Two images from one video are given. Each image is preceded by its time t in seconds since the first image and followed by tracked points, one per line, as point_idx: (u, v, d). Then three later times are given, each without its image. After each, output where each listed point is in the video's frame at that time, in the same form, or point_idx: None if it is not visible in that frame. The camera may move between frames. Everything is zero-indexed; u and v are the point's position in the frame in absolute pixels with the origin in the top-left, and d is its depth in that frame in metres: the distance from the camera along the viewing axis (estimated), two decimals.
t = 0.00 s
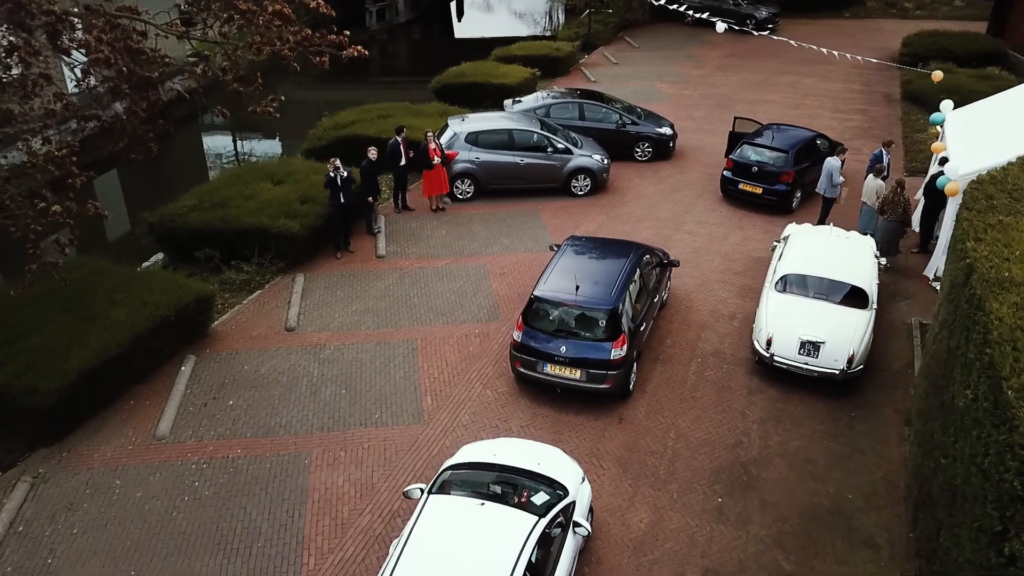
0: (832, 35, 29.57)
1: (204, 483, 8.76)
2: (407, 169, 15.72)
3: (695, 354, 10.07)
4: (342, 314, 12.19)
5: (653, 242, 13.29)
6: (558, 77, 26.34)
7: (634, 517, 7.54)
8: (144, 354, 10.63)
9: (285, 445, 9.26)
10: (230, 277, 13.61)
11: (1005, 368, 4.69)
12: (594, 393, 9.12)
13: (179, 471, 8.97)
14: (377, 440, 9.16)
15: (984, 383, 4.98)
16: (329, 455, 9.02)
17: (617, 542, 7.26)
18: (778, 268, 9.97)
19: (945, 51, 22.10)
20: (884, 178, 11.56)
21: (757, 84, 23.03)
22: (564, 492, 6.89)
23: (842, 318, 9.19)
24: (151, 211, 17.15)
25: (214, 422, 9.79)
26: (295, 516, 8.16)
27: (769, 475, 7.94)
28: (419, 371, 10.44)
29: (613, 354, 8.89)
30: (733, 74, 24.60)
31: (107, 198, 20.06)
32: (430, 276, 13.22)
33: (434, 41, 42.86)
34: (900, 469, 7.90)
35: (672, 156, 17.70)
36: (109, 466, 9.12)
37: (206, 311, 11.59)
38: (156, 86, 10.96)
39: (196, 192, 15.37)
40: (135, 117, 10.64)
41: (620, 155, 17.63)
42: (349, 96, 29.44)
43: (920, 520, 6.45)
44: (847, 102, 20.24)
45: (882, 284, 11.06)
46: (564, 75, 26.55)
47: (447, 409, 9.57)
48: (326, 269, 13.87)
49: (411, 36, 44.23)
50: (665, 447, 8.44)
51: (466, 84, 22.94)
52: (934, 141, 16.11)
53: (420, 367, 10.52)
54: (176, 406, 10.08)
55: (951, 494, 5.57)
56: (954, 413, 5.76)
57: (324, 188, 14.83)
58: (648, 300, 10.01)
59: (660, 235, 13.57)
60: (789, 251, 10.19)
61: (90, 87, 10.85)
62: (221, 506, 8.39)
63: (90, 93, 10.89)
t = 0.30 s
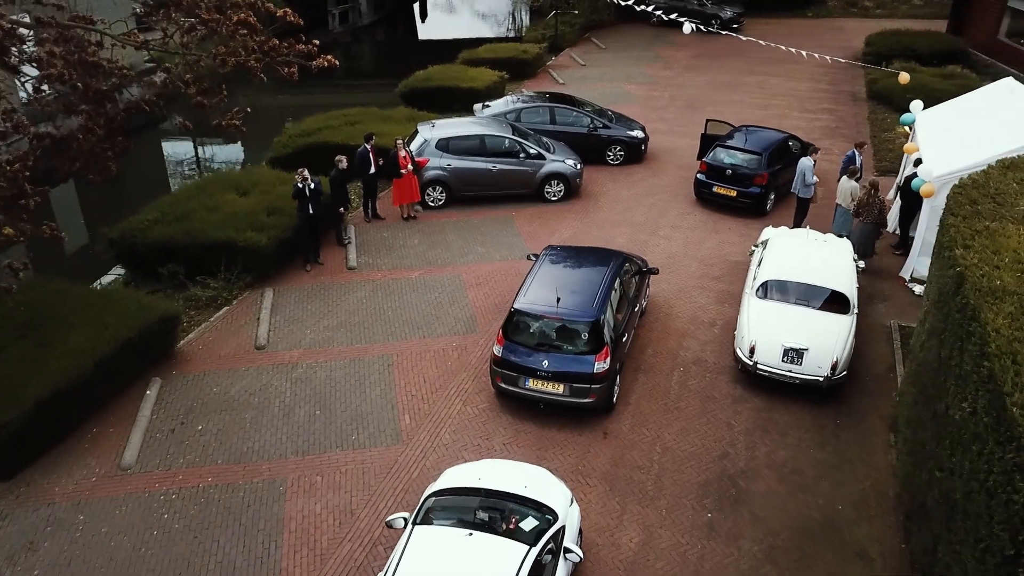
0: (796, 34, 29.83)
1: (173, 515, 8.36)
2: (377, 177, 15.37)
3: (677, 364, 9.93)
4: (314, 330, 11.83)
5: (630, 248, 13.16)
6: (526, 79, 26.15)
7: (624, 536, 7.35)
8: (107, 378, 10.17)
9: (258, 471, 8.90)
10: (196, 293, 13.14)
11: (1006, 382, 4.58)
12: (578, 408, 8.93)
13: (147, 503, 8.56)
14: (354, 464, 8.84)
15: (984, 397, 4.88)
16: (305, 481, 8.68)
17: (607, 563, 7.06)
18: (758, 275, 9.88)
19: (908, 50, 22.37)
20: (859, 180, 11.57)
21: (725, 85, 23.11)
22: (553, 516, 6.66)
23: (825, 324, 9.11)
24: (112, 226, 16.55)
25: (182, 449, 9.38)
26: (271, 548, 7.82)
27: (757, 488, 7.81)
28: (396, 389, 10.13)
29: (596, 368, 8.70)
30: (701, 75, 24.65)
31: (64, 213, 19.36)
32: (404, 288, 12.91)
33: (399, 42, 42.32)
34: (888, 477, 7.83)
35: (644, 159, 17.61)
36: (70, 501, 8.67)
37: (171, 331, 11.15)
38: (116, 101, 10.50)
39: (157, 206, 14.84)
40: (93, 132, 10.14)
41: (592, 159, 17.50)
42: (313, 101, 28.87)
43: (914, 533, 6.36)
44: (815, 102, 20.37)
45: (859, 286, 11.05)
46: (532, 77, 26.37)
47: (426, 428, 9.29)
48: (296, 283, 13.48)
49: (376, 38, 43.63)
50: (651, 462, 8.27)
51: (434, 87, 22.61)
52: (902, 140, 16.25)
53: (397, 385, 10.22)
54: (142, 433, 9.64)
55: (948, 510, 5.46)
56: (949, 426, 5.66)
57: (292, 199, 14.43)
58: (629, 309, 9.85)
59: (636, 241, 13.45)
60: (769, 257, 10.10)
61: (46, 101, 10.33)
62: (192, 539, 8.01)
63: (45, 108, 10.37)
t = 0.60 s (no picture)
0: (758, 34, 30.14)
1: (141, 551, 7.95)
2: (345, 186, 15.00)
3: (658, 373, 9.79)
4: (284, 347, 11.45)
5: (605, 254, 13.03)
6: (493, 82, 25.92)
7: (613, 556, 7.16)
8: (67, 405, 9.66)
9: (230, 500, 8.53)
10: (159, 311, 12.65)
11: (1006, 395, 4.50)
12: (560, 423, 8.73)
13: (112, 538, 8.13)
14: (332, 490, 8.53)
15: (982, 411, 4.79)
16: (280, 509, 8.34)
17: None
18: (738, 280, 9.79)
19: (868, 48, 22.74)
20: (832, 181, 11.57)
21: (692, 86, 23.16)
22: (542, 542, 6.46)
23: (806, 330, 9.05)
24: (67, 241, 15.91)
25: (148, 478, 8.96)
26: None
27: (745, 501, 7.70)
28: (371, 408, 9.82)
29: (579, 382, 8.51)
30: (667, 75, 24.68)
31: (17, 230, 18.61)
32: (376, 300, 12.59)
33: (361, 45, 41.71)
34: (875, 485, 7.79)
35: (615, 162, 17.52)
36: (28, 539, 8.19)
37: (134, 352, 10.67)
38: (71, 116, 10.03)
39: (115, 220, 14.28)
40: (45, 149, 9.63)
41: (563, 163, 17.34)
42: (275, 105, 28.23)
43: (907, 545, 6.29)
44: (780, 102, 20.53)
45: (835, 289, 11.05)
46: (498, 79, 26.15)
47: (405, 448, 9.01)
48: (264, 298, 13.07)
49: (337, 41, 42.93)
50: (637, 477, 8.10)
51: (400, 91, 22.24)
52: (868, 140, 16.40)
53: (373, 403, 9.91)
54: (105, 463, 9.19)
55: (946, 524, 5.38)
56: (943, 438, 5.59)
57: (257, 211, 13.99)
58: (609, 319, 9.68)
59: (610, 247, 13.32)
60: (747, 262, 10.02)
61: None
62: None
63: None
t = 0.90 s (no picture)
0: (724, 34, 30.30)
1: None
2: (314, 195, 14.61)
3: (641, 383, 9.62)
4: (255, 365, 11.06)
5: (581, 261, 12.85)
6: (461, 85, 25.63)
7: None
8: (25, 434, 9.14)
9: (202, 531, 8.15)
10: (121, 330, 12.15)
11: (1008, 411, 4.40)
12: (544, 439, 8.52)
13: None
14: (309, 517, 8.20)
15: (983, 427, 4.69)
16: (254, 539, 7.98)
17: None
18: (719, 287, 9.66)
19: (834, 48, 22.98)
20: (807, 183, 11.53)
21: (661, 86, 23.14)
22: (532, 570, 6.22)
23: (789, 338, 8.95)
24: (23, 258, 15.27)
25: (114, 511, 8.53)
26: None
27: (735, 515, 7.56)
28: (348, 428, 9.51)
29: (562, 397, 8.31)
30: (636, 77, 24.63)
31: None
32: (350, 314, 12.26)
33: (326, 48, 40.94)
34: (864, 494, 7.72)
35: (588, 166, 17.38)
36: None
37: (96, 375, 10.19)
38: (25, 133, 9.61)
39: (73, 235, 13.71)
40: None
41: (536, 168, 17.14)
42: (238, 111, 27.54)
43: (902, 559, 6.19)
44: (750, 102, 20.60)
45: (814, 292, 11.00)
46: (467, 82, 25.86)
47: (384, 470, 8.71)
48: (233, 313, 12.65)
49: (301, 44, 42.07)
50: (624, 493, 7.91)
51: (367, 96, 21.83)
52: (838, 140, 16.49)
53: (349, 424, 9.59)
54: (67, 495, 8.73)
55: (945, 540, 5.28)
56: (939, 452, 5.49)
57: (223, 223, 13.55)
58: (590, 330, 9.48)
59: (587, 253, 13.15)
60: (728, 268, 9.91)
61: None
62: None
63: None
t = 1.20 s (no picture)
0: (685, 33, 30.39)
1: None
2: (276, 207, 14.12)
3: (620, 396, 9.42)
4: (219, 389, 10.60)
5: (554, 269, 12.63)
6: (424, 89, 25.24)
7: None
8: None
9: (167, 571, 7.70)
10: (75, 354, 11.55)
11: (1012, 430, 4.28)
12: (524, 460, 8.26)
13: None
14: (281, 551, 7.81)
15: (983, 446, 4.57)
16: None
17: None
18: (697, 296, 9.51)
19: (795, 47, 23.15)
20: (779, 186, 11.46)
21: (626, 88, 23.07)
22: None
23: (769, 346, 8.84)
24: None
25: (70, 553, 8.02)
26: None
27: (722, 533, 7.39)
28: (318, 454, 9.13)
29: (543, 416, 8.06)
30: (600, 78, 24.52)
31: None
32: (317, 330, 11.84)
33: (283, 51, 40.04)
34: (849, 506, 7.62)
35: (555, 171, 17.18)
36: None
37: (49, 405, 9.61)
38: None
39: (19, 254, 13.02)
40: None
41: (503, 174, 16.88)
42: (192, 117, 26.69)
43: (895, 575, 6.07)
44: (714, 102, 20.61)
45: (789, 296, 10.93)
46: (430, 86, 25.48)
47: (359, 498, 8.36)
48: (194, 333, 12.14)
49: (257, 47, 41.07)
50: (609, 513, 7.69)
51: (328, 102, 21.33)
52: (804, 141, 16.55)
53: (320, 449, 9.21)
54: (18, 537, 8.18)
55: (944, 560, 5.15)
56: (933, 468, 5.37)
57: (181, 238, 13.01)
58: (568, 343, 9.25)
59: (559, 261, 12.93)
60: (705, 276, 9.77)
61: None
62: None
63: None
